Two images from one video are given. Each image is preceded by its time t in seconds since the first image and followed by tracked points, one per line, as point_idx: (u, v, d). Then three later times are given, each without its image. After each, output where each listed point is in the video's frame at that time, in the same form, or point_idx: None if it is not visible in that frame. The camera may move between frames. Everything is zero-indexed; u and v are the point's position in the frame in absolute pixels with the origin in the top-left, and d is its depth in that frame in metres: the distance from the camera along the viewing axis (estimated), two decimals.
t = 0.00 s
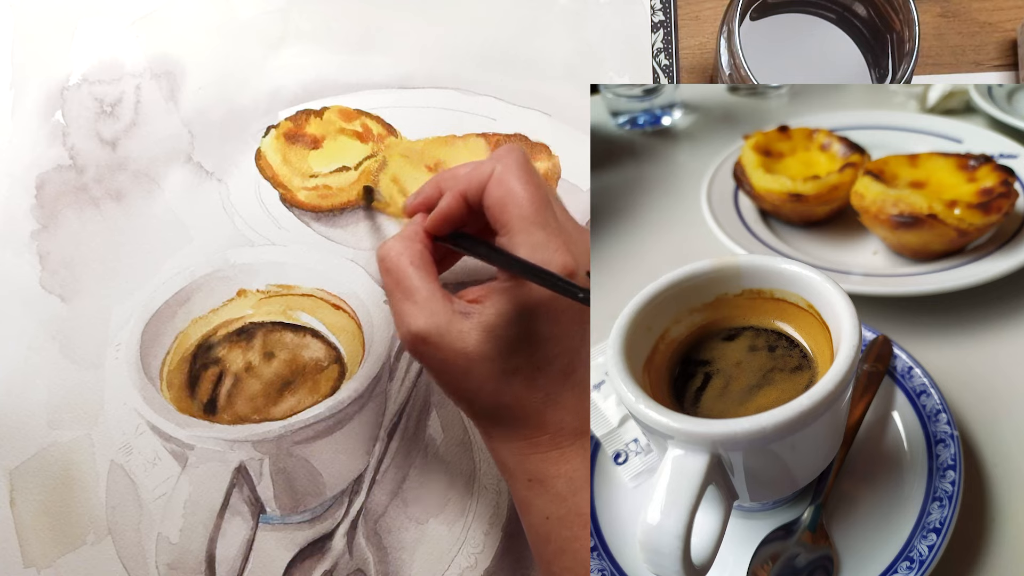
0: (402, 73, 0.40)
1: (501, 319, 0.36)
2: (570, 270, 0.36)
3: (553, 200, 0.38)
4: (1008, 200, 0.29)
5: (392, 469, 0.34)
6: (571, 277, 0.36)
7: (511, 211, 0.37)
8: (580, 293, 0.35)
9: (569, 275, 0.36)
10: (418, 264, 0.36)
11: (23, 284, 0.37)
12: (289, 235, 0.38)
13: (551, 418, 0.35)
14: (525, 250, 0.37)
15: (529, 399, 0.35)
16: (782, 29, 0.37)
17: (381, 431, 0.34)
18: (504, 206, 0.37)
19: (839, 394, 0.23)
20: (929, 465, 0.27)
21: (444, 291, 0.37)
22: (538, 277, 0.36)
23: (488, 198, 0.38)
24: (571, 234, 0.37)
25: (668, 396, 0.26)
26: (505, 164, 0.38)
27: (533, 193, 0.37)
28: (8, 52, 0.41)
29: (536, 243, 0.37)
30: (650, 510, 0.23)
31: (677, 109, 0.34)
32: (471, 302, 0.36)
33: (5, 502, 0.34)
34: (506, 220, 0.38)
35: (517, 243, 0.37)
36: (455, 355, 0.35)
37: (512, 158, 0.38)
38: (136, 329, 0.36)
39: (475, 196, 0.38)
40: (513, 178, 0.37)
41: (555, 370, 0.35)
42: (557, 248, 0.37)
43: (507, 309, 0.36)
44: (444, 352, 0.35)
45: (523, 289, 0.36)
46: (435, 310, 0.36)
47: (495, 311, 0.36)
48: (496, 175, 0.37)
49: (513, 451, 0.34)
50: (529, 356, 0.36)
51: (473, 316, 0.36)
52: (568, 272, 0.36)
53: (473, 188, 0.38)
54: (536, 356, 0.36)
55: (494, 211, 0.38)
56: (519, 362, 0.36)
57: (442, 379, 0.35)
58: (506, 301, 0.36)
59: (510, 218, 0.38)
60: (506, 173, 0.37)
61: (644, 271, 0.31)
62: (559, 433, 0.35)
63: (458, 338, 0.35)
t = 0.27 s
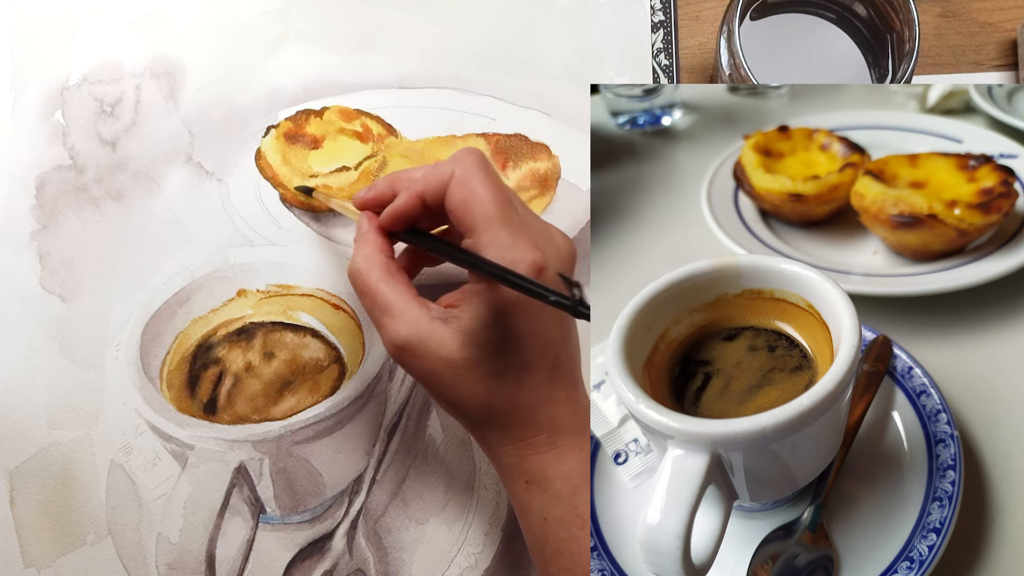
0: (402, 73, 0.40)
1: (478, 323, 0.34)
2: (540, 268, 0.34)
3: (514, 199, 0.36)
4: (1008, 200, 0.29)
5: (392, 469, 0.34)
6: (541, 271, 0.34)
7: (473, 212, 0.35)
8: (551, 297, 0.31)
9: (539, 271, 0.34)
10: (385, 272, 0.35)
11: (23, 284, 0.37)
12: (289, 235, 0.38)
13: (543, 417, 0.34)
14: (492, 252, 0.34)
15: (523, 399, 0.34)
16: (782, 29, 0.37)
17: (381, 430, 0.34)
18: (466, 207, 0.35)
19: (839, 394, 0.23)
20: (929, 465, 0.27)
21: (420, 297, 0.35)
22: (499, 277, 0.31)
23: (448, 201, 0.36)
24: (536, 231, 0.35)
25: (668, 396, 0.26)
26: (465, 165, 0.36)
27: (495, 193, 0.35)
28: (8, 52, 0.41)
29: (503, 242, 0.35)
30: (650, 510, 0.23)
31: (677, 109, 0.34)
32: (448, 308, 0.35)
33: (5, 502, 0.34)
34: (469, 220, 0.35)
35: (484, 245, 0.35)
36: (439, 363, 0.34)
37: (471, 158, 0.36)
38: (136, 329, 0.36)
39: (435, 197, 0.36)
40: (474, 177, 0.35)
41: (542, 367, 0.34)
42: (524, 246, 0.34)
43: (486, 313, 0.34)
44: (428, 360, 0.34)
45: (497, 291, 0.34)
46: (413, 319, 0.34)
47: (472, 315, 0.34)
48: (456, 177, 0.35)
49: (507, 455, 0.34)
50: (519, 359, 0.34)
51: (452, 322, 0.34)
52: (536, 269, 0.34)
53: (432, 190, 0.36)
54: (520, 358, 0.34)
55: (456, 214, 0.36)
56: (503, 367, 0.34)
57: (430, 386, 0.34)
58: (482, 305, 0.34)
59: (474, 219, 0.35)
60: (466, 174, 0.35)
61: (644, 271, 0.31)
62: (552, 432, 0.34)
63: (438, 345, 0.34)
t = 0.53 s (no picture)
0: (402, 73, 0.40)
1: (468, 320, 0.35)
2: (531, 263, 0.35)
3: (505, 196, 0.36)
4: (1008, 200, 0.29)
5: (392, 469, 0.34)
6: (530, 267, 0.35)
7: (465, 211, 0.36)
8: (535, 288, 0.32)
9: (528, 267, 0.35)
10: (378, 273, 0.35)
11: (23, 285, 0.37)
12: (289, 235, 0.37)
13: (536, 416, 0.34)
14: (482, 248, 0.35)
15: (515, 398, 0.35)
16: (782, 29, 0.37)
17: (381, 430, 0.34)
18: (458, 206, 0.36)
19: (839, 394, 0.23)
20: (929, 465, 0.27)
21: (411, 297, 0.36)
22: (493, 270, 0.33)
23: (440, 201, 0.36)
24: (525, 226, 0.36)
25: (668, 396, 0.26)
26: (456, 164, 0.36)
27: (485, 191, 0.36)
28: (8, 53, 0.41)
29: (492, 239, 0.35)
30: (650, 510, 0.23)
31: (677, 109, 0.34)
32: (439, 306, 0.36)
33: (5, 502, 0.34)
34: (460, 219, 0.36)
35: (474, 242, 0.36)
36: (430, 362, 0.34)
37: (461, 158, 0.37)
38: (136, 329, 0.36)
39: (426, 198, 0.36)
40: (466, 176, 0.36)
41: (534, 365, 0.35)
42: (513, 242, 0.35)
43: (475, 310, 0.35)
44: (418, 360, 0.34)
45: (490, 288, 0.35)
46: (404, 319, 0.35)
47: (462, 313, 0.35)
48: (446, 177, 0.36)
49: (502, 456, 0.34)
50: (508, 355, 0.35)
51: (443, 320, 0.35)
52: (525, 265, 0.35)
53: (423, 189, 0.36)
54: (512, 354, 0.35)
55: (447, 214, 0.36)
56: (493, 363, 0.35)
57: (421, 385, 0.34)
58: (472, 302, 0.35)
59: (464, 218, 0.36)
60: (456, 173, 0.36)
61: (644, 271, 0.31)
62: (546, 432, 0.34)
63: (429, 344, 0.34)
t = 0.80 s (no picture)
0: (402, 73, 0.40)
1: (497, 323, 0.35)
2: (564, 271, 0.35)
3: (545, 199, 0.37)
4: (1008, 200, 0.29)
5: (392, 468, 0.34)
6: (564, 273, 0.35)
7: (505, 211, 0.36)
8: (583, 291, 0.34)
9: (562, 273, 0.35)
10: (410, 270, 0.35)
11: (23, 285, 0.37)
12: (290, 235, 0.37)
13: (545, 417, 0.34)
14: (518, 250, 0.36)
15: (530, 399, 0.34)
16: (782, 29, 0.37)
17: (381, 430, 0.34)
18: (499, 206, 0.36)
19: (839, 394, 0.23)
20: (929, 465, 0.27)
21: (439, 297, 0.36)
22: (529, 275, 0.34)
23: (479, 199, 0.36)
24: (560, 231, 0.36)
25: (668, 397, 0.26)
26: (500, 162, 0.36)
27: (526, 193, 0.36)
28: (8, 53, 0.41)
29: (528, 242, 0.36)
30: (650, 510, 0.23)
31: (677, 109, 0.34)
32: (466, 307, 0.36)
33: (5, 502, 0.34)
34: (499, 219, 0.36)
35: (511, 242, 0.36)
36: (451, 362, 0.34)
37: (506, 155, 0.37)
38: (136, 329, 0.36)
39: (467, 194, 0.36)
40: (506, 175, 0.36)
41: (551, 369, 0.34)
42: (550, 250, 0.35)
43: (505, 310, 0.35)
44: (440, 360, 0.34)
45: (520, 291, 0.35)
46: (431, 320, 0.35)
47: (490, 315, 0.35)
48: (490, 174, 0.36)
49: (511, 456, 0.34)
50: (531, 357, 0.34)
51: (470, 322, 0.35)
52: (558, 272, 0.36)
53: (465, 186, 0.36)
54: (529, 358, 0.34)
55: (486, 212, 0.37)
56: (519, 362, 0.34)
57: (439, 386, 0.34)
58: (502, 304, 0.35)
59: (504, 218, 0.36)
60: (499, 171, 0.36)
61: (644, 271, 0.31)
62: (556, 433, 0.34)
63: (454, 345, 0.34)
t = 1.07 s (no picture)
0: (402, 73, 0.40)
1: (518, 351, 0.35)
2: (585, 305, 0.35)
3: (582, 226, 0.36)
4: (1008, 200, 0.29)
5: (392, 468, 0.34)
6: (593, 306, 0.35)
7: (554, 238, 0.36)
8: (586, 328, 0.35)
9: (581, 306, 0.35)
10: (471, 289, 0.36)
11: (23, 285, 0.37)
12: (290, 235, 0.37)
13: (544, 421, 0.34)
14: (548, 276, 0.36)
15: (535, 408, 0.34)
16: (782, 29, 0.37)
17: (381, 430, 0.34)
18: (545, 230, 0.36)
19: (839, 394, 0.23)
20: (929, 465, 0.27)
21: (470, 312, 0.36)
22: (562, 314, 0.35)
23: (530, 221, 0.37)
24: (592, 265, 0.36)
25: (668, 397, 0.26)
26: (562, 188, 0.37)
27: (573, 225, 0.36)
28: (7, 53, 0.41)
29: (572, 276, 0.36)
30: (649, 510, 0.23)
31: (677, 109, 0.34)
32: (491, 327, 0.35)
33: (5, 502, 0.34)
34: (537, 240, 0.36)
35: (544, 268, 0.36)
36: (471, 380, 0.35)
37: (568, 183, 0.37)
38: (136, 329, 0.36)
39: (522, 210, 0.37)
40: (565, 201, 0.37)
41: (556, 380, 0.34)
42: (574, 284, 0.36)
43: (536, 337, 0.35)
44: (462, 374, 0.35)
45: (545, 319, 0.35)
46: (485, 341, 0.35)
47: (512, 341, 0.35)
48: (545, 197, 0.36)
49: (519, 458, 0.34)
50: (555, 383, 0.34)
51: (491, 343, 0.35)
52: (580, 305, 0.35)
53: (522, 204, 0.37)
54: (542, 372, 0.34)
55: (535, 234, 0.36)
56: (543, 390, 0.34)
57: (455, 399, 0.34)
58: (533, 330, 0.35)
59: (552, 243, 0.36)
60: (558, 197, 0.37)
61: (644, 271, 0.31)
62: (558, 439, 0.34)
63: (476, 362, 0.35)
